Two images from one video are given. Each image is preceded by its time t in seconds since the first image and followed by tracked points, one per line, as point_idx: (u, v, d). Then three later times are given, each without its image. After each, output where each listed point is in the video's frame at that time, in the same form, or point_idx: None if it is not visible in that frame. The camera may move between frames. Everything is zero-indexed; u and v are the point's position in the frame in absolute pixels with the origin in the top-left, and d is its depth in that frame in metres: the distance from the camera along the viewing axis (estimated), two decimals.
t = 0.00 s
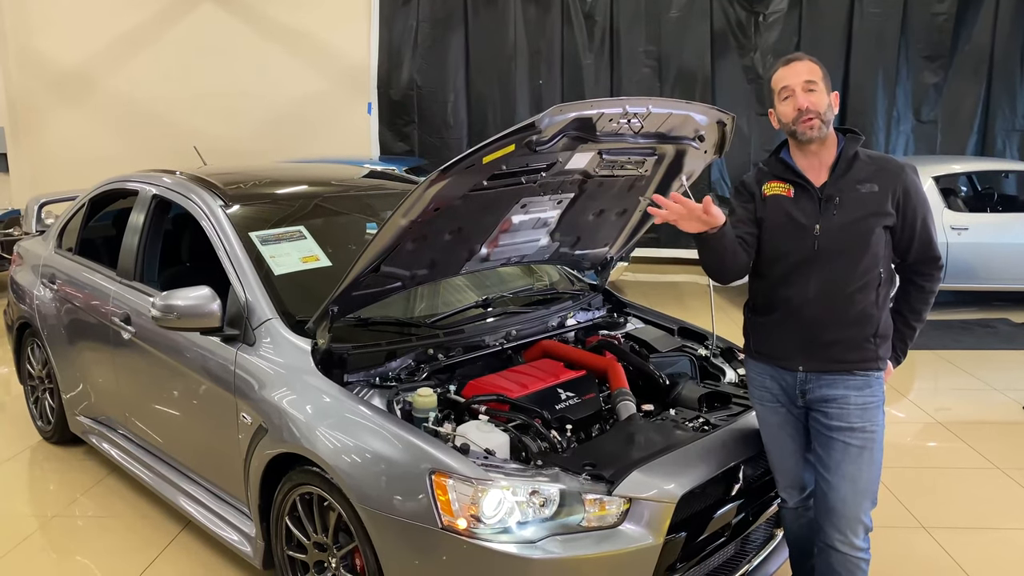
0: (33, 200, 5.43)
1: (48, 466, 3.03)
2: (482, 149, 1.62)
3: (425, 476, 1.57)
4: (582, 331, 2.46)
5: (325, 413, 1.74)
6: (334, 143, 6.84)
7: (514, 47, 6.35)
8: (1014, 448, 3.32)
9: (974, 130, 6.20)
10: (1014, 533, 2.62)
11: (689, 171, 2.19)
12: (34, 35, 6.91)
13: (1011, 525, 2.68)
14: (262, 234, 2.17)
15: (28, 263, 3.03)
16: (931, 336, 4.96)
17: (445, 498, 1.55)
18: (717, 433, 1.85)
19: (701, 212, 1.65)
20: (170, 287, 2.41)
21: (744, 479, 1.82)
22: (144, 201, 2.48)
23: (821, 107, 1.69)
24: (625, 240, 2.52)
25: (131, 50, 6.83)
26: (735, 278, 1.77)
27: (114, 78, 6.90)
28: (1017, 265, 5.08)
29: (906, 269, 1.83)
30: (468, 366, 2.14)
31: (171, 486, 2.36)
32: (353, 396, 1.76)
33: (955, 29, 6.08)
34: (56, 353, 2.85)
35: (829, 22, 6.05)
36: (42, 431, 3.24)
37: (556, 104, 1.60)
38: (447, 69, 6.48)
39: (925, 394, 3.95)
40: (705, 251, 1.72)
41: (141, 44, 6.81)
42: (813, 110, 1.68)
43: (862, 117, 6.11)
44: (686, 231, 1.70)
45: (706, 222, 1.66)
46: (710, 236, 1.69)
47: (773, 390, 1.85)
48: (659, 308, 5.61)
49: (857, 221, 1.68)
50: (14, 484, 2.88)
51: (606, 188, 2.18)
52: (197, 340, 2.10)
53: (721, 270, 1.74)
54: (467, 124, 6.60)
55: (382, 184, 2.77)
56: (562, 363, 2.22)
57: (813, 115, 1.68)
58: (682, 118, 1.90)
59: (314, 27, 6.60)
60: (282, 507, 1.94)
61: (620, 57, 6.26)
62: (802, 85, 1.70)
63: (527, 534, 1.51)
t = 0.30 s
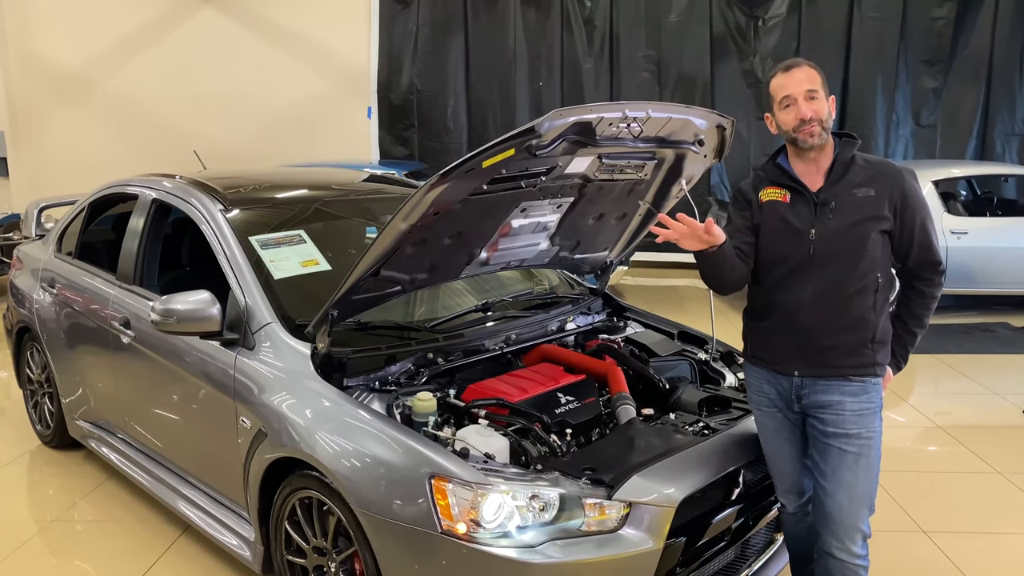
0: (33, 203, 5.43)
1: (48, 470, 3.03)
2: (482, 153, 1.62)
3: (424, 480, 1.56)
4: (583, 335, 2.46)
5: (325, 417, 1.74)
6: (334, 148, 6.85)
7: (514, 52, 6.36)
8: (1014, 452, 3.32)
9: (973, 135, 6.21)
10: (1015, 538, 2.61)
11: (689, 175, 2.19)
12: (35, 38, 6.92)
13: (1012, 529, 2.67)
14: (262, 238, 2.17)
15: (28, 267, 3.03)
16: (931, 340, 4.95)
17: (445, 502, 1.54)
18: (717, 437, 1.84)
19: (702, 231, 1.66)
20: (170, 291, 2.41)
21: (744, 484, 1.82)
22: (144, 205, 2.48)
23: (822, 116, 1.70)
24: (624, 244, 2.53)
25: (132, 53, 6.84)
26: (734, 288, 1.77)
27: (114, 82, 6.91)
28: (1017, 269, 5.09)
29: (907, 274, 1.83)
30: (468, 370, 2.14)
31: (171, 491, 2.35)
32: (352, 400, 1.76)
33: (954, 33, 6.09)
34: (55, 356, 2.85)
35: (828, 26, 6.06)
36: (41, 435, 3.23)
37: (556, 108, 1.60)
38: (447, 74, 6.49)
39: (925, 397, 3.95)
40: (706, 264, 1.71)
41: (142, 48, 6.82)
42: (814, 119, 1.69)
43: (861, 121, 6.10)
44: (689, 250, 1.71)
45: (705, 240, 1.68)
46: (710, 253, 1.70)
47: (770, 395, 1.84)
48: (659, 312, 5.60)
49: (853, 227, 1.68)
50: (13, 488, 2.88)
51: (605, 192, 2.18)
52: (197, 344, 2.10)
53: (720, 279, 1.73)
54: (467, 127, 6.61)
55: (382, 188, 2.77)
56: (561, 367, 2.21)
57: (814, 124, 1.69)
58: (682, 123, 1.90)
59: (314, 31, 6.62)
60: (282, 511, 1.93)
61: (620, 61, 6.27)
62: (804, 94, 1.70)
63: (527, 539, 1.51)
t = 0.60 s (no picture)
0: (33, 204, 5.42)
1: (47, 470, 3.03)
2: (482, 153, 1.62)
3: (424, 481, 1.56)
4: (583, 336, 2.46)
5: (325, 418, 1.74)
6: (334, 148, 6.85)
7: (514, 52, 6.36)
8: (1014, 452, 3.32)
9: (973, 135, 6.21)
10: (1015, 538, 2.61)
11: (689, 175, 2.19)
12: (35, 39, 6.92)
13: (1012, 529, 2.67)
14: (262, 238, 2.17)
15: (28, 267, 3.03)
16: (931, 340, 4.95)
17: (445, 503, 1.54)
18: (717, 437, 1.84)
19: (703, 233, 1.67)
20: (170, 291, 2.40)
21: (744, 484, 1.82)
22: (144, 206, 2.48)
23: (821, 119, 1.70)
24: (624, 244, 2.53)
25: (132, 54, 6.84)
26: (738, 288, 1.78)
27: (115, 82, 6.92)
28: (1017, 269, 5.09)
29: (906, 274, 1.83)
30: (468, 370, 2.14)
31: (171, 491, 2.35)
32: (352, 400, 1.76)
33: (954, 34, 6.10)
34: (55, 357, 2.85)
35: (828, 26, 6.06)
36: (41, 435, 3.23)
37: (556, 109, 1.60)
38: (447, 74, 6.49)
39: (925, 398, 3.95)
40: (707, 264, 1.71)
41: (142, 48, 6.82)
42: (813, 122, 1.69)
43: (861, 121, 6.10)
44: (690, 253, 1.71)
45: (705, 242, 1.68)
46: (710, 254, 1.70)
47: (770, 395, 1.84)
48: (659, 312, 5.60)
49: (853, 228, 1.68)
50: (13, 489, 2.87)
51: (605, 193, 2.18)
52: (197, 344, 2.10)
53: (720, 280, 1.73)
54: (467, 128, 6.61)
55: (381, 188, 2.77)
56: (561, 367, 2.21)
57: (812, 127, 1.69)
58: (682, 123, 1.90)
59: (314, 31, 6.62)
60: (282, 511, 1.93)
61: (620, 62, 6.27)
62: (803, 96, 1.70)
63: (527, 539, 1.51)
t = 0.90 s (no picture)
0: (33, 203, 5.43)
1: (47, 470, 3.03)
2: (482, 153, 1.61)
3: (425, 481, 1.56)
4: (583, 336, 2.46)
5: (325, 417, 1.74)
6: (334, 148, 6.85)
7: (514, 52, 6.36)
8: (1014, 452, 3.32)
9: (973, 135, 6.21)
10: (1016, 538, 2.61)
11: (689, 175, 2.19)
12: (35, 38, 6.92)
13: (1012, 529, 2.67)
14: (262, 238, 2.18)
15: (28, 267, 3.02)
16: (931, 340, 4.95)
17: (445, 503, 1.54)
18: (717, 437, 1.84)
19: (701, 205, 1.63)
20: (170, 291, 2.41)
21: (744, 484, 1.82)
22: (144, 206, 2.48)
23: (817, 122, 1.68)
24: (624, 244, 2.53)
25: (132, 53, 6.84)
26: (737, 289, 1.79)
27: (114, 82, 6.92)
28: (1018, 269, 5.08)
29: (907, 275, 1.83)
30: (468, 370, 2.14)
31: (171, 491, 2.35)
32: (352, 400, 1.76)
33: (954, 34, 6.10)
34: (55, 357, 2.85)
35: (828, 26, 6.06)
36: (41, 436, 3.23)
37: (556, 109, 1.61)
38: (447, 74, 6.49)
39: (925, 398, 3.95)
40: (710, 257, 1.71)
41: (142, 48, 6.82)
42: (807, 125, 1.68)
43: (861, 122, 6.11)
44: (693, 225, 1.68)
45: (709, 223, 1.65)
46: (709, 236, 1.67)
47: (771, 395, 1.84)
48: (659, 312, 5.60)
49: (854, 228, 1.68)
50: (13, 489, 2.87)
51: (605, 192, 2.19)
52: (197, 344, 2.10)
53: (720, 279, 1.74)
54: (467, 128, 6.61)
55: (382, 188, 2.78)
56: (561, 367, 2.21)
57: (805, 130, 1.69)
58: (682, 123, 1.90)
59: (314, 31, 6.62)
60: (282, 512, 1.93)
61: (620, 62, 6.27)
62: (799, 98, 1.69)
63: (527, 539, 1.51)
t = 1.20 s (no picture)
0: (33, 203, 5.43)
1: (47, 470, 3.03)
2: (482, 153, 1.61)
3: (425, 481, 1.56)
4: (583, 336, 2.47)
5: (325, 417, 1.74)
6: (334, 148, 6.86)
7: (514, 52, 6.36)
8: (1014, 452, 3.32)
9: (973, 135, 6.22)
10: (1016, 538, 2.61)
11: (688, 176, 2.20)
12: (35, 38, 6.92)
13: (1012, 529, 2.67)
14: (262, 238, 2.18)
15: (28, 268, 3.03)
16: (931, 340, 4.95)
17: (445, 503, 1.54)
18: (717, 437, 1.84)
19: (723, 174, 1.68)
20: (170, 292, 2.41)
21: (744, 484, 1.82)
22: (144, 206, 2.48)
23: (824, 122, 1.69)
24: (624, 245, 2.53)
25: (132, 53, 6.84)
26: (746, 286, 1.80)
27: (115, 82, 6.92)
28: (1017, 269, 5.09)
29: (907, 275, 1.83)
30: (468, 370, 2.15)
31: (171, 491, 2.35)
32: (353, 400, 1.76)
33: (954, 34, 6.10)
34: (55, 357, 2.85)
35: (828, 26, 6.06)
36: (41, 436, 3.23)
37: (556, 109, 1.61)
38: (446, 74, 6.49)
39: (925, 397, 3.95)
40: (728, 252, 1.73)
41: (142, 48, 6.82)
42: (816, 124, 1.69)
43: (861, 122, 6.11)
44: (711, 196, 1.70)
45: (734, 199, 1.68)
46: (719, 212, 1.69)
47: (772, 394, 1.84)
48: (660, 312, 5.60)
49: (855, 228, 1.68)
50: (13, 489, 2.87)
51: (605, 192, 2.19)
52: (197, 344, 2.10)
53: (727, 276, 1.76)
54: (467, 128, 6.61)
55: (382, 188, 2.78)
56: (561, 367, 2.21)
57: (814, 129, 1.69)
58: (682, 123, 1.90)
59: (314, 31, 6.62)
60: (282, 512, 1.93)
61: (620, 63, 6.27)
62: (806, 97, 1.69)
63: (527, 539, 1.51)
